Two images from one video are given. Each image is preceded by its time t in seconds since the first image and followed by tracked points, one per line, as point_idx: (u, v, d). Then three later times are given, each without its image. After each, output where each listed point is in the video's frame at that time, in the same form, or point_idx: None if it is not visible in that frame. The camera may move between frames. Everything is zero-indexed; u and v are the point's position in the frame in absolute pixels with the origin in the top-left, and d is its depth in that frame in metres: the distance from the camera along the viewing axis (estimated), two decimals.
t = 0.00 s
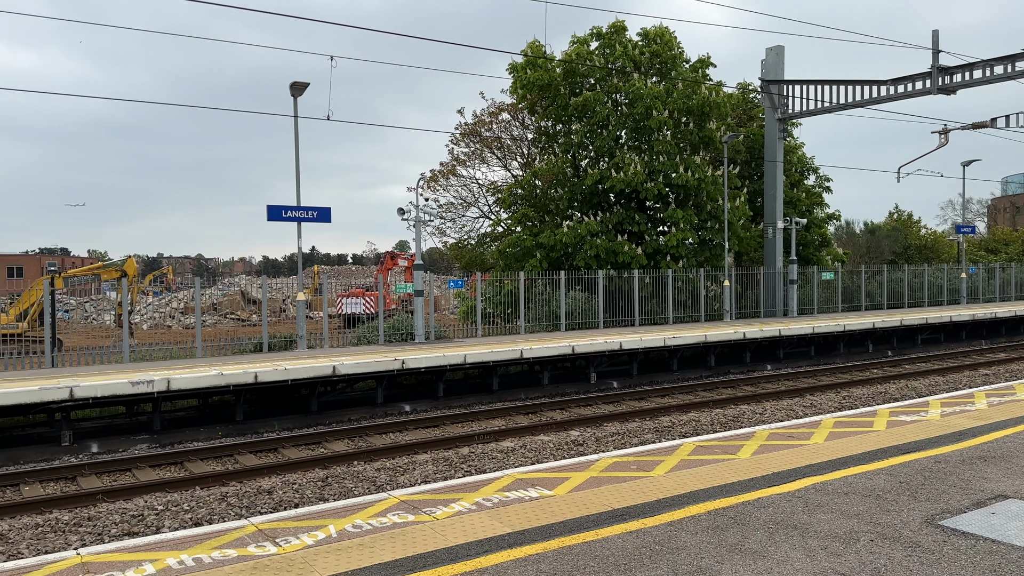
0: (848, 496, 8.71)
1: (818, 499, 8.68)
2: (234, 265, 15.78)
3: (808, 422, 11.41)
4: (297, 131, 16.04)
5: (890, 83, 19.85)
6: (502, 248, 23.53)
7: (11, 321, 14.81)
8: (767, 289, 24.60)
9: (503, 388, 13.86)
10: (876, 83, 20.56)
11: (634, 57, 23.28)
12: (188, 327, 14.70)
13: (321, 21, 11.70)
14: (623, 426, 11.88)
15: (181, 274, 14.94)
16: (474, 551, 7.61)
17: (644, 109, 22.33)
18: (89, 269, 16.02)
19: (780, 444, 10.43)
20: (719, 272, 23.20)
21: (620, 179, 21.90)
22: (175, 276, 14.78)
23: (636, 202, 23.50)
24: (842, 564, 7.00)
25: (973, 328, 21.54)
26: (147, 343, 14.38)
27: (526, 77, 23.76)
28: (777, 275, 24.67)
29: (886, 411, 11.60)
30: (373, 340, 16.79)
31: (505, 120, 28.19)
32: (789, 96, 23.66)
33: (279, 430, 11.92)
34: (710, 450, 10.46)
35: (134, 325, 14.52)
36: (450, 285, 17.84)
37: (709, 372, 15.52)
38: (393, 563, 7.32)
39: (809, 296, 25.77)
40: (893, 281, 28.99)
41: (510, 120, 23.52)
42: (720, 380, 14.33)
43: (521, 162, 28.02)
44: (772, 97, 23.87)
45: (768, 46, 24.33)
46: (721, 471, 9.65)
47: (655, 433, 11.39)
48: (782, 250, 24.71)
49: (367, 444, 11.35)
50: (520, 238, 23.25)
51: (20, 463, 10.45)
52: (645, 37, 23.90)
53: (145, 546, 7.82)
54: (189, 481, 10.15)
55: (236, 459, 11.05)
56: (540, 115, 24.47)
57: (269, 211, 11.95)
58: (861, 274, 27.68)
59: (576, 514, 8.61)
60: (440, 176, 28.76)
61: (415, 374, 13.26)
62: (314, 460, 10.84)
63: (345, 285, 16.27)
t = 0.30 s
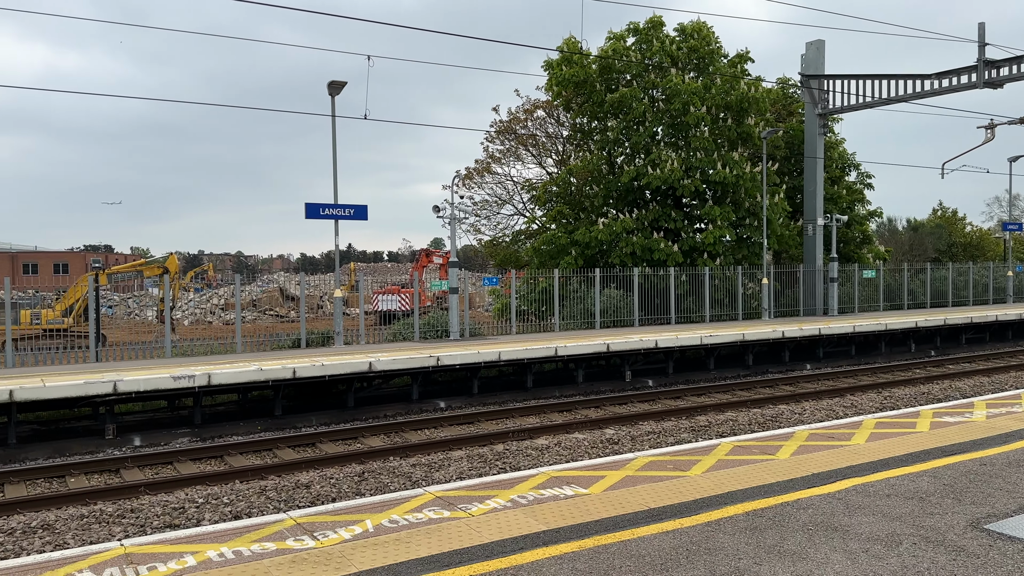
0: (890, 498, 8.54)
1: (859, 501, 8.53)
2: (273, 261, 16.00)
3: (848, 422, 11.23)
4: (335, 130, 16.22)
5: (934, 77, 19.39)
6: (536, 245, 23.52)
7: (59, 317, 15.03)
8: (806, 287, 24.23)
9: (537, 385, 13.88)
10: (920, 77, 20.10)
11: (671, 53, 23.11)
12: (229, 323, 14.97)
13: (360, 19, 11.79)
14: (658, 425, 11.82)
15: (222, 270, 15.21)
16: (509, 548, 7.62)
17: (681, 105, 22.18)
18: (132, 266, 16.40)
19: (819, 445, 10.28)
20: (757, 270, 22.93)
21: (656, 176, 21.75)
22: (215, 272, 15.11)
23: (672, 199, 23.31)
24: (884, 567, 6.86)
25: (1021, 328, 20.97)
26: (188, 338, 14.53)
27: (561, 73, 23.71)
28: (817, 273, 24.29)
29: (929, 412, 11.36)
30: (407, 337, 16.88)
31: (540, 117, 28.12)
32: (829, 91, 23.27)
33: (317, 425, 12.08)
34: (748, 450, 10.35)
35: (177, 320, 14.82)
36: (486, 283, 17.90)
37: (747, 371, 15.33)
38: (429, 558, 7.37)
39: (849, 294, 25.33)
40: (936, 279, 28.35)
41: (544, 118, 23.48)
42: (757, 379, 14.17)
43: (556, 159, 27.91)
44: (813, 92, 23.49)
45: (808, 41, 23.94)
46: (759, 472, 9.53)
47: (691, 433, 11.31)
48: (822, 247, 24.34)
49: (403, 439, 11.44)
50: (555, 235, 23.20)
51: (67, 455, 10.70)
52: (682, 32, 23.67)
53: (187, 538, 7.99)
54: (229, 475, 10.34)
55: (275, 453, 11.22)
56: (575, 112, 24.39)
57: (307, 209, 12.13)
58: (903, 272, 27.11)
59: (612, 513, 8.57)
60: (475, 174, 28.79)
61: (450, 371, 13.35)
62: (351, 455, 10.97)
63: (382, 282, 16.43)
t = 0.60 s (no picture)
0: (934, 500, 8.34)
1: (902, 503, 8.34)
2: (312, 259, 16.03)
3: (891, 423, 11.00)
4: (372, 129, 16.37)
5: (981, 70, 18.87)
6: (571, 243, 23.44)
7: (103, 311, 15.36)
8: (847, 285, 23.81)
9: (572, 383, 13.86)
10: (966, 71, 19.57)
11: (709, 48, 22.85)
12: (268, 319, 15.29)
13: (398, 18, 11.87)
14: (695, 424, 11.72)
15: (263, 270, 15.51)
16: (545, 546, 7.61)
17: (720, 101, 21.91)
18: (174, 263, 16.71)
19: (860, 446, 10.08)
20: (796, 268, 22.59)
21: (694, 173, 21.55)
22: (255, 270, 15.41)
23: (710, 196, 23.06)
24: (927, 572, 6.70)
25: None
26: (228, 334, 14.82)
27: (597, 70, 23.58)
28: (858, 271, 23.85)
29: (975, 414, 11.08)
30: (443, 334, 16.98)
31: (576, 114, 28.00)
32: (872, 86, 22.81)
33: (353, 421, 12.21)
34: (787, 451, 10.20)
35: (218, 317, 15.11)
36: (520, 280, 17.75)
37: (786, 371, 15.09)
38: (465, 555, 7.40)
39: (892, 293, 24.80)
40: (982, 278, 27.61)
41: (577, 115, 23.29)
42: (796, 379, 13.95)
43: (592, 157, 27.81)
44: (854, 87, 23.06)
45: (850, 34, 23.48)
46: (799, 473, 9.38)
47: (729, 432, 11.18)
48: (864, 245, 23.90)
49: (438, 436, 11.51)
50: (590, 232, 23.06)
51: (111, 448, 10.96)
52: (720, 27, 23.40)
53: (227, 532, 8.13)
54: (268, 469, 10.49)
55: (312, 448, 11.36)
56: (611, 109, 24.25)
57: (345, 207, 12.25)
58: (948, 270, 26.46)
59: (648, 513, 8.50)
60: (510, 171, 28.80)
61: (484, 368, 13.38)
62: (387, 451, 11.07)
63: (417, 280, 16.54)
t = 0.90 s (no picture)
0: (981, 506, 8.11)
1: (948, 508, 8.13)
2: (349, 258, 16.26)
3: (935, 426, 10.74)
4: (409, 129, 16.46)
5: None
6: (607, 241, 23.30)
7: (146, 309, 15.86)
8: (890, 285, 23.31)
9: (608, 382, 13.80)
10: (1016, 64, 18.97)
11: (749, 44, 22.51)
12: (306, 317, 15.60)
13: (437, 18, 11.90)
14: (734, 425, 11.59)
15: (302, 269, 15.75)
16: (582, 546, 7.58)
17: (760, 97, 21.54)
18: (216, 262, 17.01)
19: (904, 449, 9.86)
20: (838, 267, 22.20)
21: (733, 171, 21.26)
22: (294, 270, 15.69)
23: (749, 194, 22.74)
24: None
25: None
26: (268, 332, 15.10)
27: (634, 67, 23.39)
28: (902, 270, 23.33)
29: None
30: (478, 333, 17.08)
31: (612, 112, 27.82)
32: (916, 81, 22.28)
33: (390, 418, 12.32)
34: (828, 453, 10.02)
35: (257, 314, 15.37)
36: (555, 279, 17.88)
37: (826, 371, 14.83)
38: (502, 553, 7.41)
39: (936, 293, 24.19)
40: None
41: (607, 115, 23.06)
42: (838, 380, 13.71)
43: (629, 154, 27.64)
44: (898, 83, 22.55)
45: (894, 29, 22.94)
46: (840, 476, 9.20)
47: (768, 434, 11.03)
48: (908, 243, 23.39)
49: (475, 434, 11.55)
50: (627, 231, 22.84)
51: (154, 443, 11.19)
52: (760, 23, 23.06)
53: (267, 527, 8.25)
54: (307, 465, 10.62)
55: (350, 445, 11.48)
56: (648, 106, 24.05)
57: (382, 206, 12.32)
58: (995, 270, 25.74)
59: (685, 514, 8.42)
60: (546, 169, 28.76)
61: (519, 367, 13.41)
62: (424, 448, 11.14)
63: (453, 279, 16.60)
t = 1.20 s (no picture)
0: None
1: (998, 514, 7.88)
2: (387, 256, 16.19)
3: (984, 430, 10.44)
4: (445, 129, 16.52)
5: None
6: (645, 241, 23.09)
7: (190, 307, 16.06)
8: (936, 285, 22.71)
9: (645, 383, 13.70)
10: None
11: (790, 41, 22.09)
12: (346, 316, 15.75)
13: (473, 20, 11.92)
14: (775, 427, 11.41)
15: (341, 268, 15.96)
16: (619, 549, 7.53)
17: (801, 94, 21.09)
18: (258, 261, 17.32)
19: (951, 454, 9.59)
20: (881, 266, 21.71)
21: (774, 168, 20.87)
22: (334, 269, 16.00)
23: (790, 192, 22.33)
24: None
25: None
26: (309, 330, 15.28)
27: (673, 64, 23.12)
28: (948, 269, 22.70)
29: None
30: (515, 332, 17.19)
31: (650, 110, 27.55)
32: (963, 76, 21.66)
33: (428, 417, 12.39)
34: (872, 457, 9.79)
35: (298, 313, 15.63)
36: (592, 279, 17.64)
37: (869, 373, 14.50)
38: (539, 555, 7.40)
39: (984, 293, 23.49)
40: None
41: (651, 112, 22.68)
42: (882, 382, 13.40)
43: (667, 153, 27.35)
44: (944, 78, 21.93)
45: (941, 23, 22.30)
46: (884, 481, 8.98)
47: (810, 437, 10.82)
48: (955, 242, 22.78)
49: (511, 434, 11.56)
50: (664, 230, 22.63)
51: (198, 439, 11.44)
52: (802, 19, 22.63)
53: (308, 525, 8.37)
54: (346, 463, 10.75)
55: (388, 443, 11.59)
56: (687, 104, 23.76)
57: (420, 206, 12.39)
58: None
59: (725, 518, 8.30)
60: (582, 168, 28.62)
61: (556, 367, 13.41)
62: (461, 447, 11.19)
63: (489, 278, 16.64)
